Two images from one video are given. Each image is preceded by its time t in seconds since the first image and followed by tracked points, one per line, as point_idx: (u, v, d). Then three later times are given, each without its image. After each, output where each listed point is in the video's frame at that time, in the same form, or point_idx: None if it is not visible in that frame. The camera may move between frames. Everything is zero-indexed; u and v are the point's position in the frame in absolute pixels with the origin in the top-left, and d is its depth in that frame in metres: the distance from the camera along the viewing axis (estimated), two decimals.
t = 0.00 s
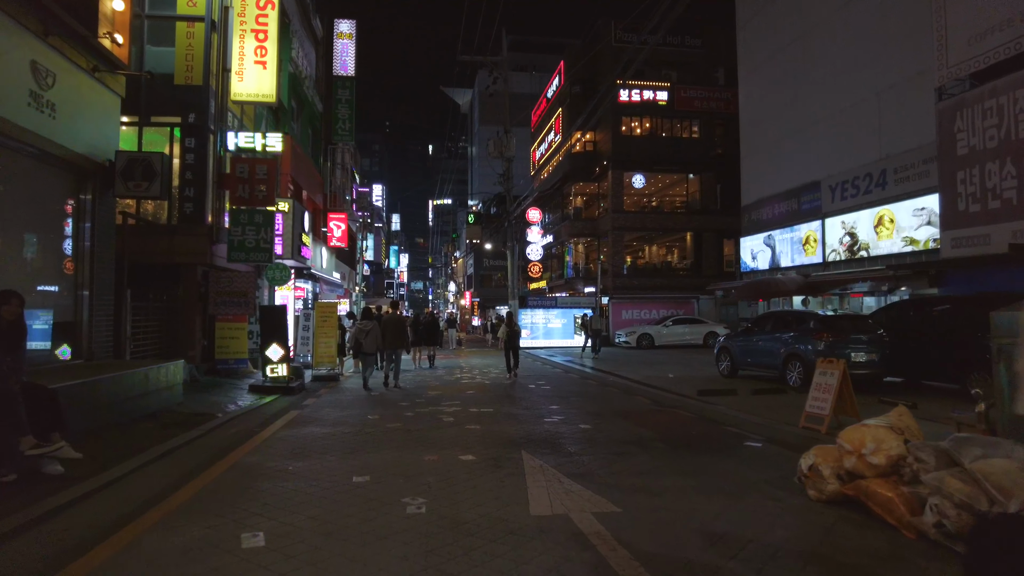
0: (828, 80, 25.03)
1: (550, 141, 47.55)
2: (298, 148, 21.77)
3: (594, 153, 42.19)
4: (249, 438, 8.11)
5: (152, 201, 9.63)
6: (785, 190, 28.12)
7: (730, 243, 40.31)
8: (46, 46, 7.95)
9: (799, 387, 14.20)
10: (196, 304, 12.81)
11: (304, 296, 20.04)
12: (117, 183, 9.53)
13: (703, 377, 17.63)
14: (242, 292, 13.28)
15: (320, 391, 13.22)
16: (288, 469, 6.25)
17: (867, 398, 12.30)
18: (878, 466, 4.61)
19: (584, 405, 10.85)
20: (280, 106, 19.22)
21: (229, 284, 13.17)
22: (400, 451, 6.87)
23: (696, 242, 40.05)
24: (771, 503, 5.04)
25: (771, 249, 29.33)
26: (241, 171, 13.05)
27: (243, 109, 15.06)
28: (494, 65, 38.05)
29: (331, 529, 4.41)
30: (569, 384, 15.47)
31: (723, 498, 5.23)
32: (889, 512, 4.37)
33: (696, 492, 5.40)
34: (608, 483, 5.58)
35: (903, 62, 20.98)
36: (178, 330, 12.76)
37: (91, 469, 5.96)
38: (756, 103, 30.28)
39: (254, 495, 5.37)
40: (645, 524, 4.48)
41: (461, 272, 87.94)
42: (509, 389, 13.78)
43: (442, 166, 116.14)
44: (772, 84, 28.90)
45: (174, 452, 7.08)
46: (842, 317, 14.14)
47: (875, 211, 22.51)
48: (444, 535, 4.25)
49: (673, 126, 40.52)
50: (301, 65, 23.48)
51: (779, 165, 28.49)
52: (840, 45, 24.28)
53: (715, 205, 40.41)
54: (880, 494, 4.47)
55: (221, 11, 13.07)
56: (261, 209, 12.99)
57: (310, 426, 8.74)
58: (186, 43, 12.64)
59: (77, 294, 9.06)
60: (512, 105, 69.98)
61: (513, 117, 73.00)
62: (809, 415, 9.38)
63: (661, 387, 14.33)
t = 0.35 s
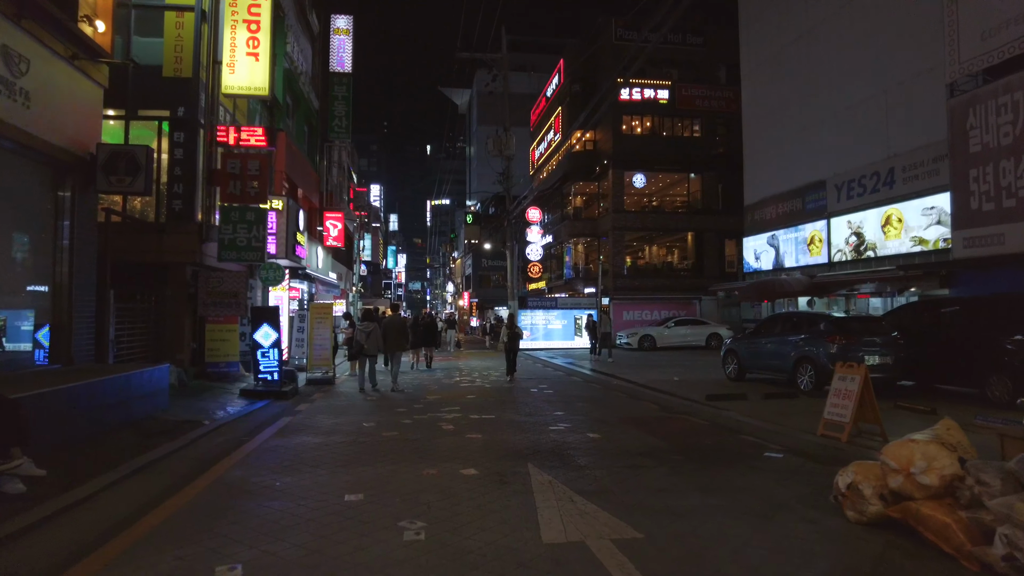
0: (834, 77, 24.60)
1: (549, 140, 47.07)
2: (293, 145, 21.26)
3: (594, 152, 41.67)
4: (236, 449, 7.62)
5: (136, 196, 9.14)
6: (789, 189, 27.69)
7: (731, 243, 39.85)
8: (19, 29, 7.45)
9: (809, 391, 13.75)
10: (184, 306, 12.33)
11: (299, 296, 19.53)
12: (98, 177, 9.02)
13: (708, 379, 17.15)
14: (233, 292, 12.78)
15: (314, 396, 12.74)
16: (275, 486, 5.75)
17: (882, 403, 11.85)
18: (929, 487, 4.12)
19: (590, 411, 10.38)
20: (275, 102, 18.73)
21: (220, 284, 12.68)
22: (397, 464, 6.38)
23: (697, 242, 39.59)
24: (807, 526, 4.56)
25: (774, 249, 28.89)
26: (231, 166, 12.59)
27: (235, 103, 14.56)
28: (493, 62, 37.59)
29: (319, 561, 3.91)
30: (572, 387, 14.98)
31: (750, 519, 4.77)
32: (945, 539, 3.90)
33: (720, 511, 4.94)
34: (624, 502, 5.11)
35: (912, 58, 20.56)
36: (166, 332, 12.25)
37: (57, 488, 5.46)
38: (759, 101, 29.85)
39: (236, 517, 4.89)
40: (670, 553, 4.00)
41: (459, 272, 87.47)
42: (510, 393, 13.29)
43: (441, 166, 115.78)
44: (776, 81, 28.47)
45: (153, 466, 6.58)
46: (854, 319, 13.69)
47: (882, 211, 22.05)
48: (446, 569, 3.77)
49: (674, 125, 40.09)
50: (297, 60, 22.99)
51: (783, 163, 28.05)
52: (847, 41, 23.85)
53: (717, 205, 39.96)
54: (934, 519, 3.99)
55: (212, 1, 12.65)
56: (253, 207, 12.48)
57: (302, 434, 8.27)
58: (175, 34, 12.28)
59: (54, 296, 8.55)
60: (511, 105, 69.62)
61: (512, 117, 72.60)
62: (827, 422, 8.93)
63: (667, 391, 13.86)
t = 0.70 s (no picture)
0: (837, 72, 24.11)
1: (546, 138, 46.49)
2: (283, 140, 20.63)
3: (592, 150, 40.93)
4: (214, 459, 7.05)
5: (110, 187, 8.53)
6: (790, 186, 27.21)
7: (731, 241, 39.37)
8: None
9: (819, 393, 13.24)
10: (166, 305, 11.72)
11: (289, 295, 18.92)
12: (69, 167, 8.42)
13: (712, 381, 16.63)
14: (217, 291, 12.15)
15: (302, 399, 12.19)
16: (252, 504, 5.19)
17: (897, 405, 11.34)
18: (998, 509, 3.57)
19: (593, 415, 9.84)
20: (263, 95, 18.12)
21: (203, 282, 12.05)
22: (387, 478, 5.82)
23: (696, 240, 39.08)
24: (850, 552, 4.02)
25: (775, 247, 28.40)
26: (216, 158, 11.95)
27: (221, 93, 13.95)
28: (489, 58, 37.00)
29: None
30: (572, 389, 14.43)
31: (783, 541, 4.25)
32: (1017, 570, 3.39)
33: (748, 533, 4.41)
34: (641, 523, 4.57)
35: (918, 51, 20.09)
36: (147, 333, 11.63)
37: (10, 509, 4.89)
38: (759, 97, 29.37)
39: (203, 544, 4.32)
40: None
41: (455, 272, 86.78)
42: (508, 395, 12.73)
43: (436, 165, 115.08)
44: (777, 77, 27.96)
45: (120, 481, 5.99)
46: (864, 317, 13.18)
47: (887, 208, 21.57)
48: None
49: (672, 122, 39.59)
50: (288, 53, 22.37)
51: (784, 160, 27.57)
52: (850, 35, 23.35)
53: (716, 203, 39.47)
54: (1004, 547, 3.46)
55: None
56: (238, 200, 11.90)
57: (287, 442, 7.71)
58: (157, 19, 11.51)
59: (19, 296, 7.91)
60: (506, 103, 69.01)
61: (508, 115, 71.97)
62: (846, 427, 8.42)
63: (672, 393, 13.34)
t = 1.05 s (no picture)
0: (846, 65, 23.58)
1: (546, 135, 45.94)
2: (279, 133, 20.07)
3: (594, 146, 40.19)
4: (199, 468, 6.51)
5: (89, 176, 7.98)
6: (797, 183, 26.70)
7: (734, 240, 38.86)
8: None
9: (836, 395, 12.69)
10: (154, 302, 11.15)
11: (285, 294, 18.37)
12: (45, 153, 7.87)
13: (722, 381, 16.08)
14: (208, 287, 11.55)
15: (297, 400, 11.68)
16: (235, 520, 4.66)
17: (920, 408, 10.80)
18: None
19: (605, 419, 9.29)
20: (258, 86, 17.55)
21: (194, 278, 11.45)
22: (385, 490, 5.29)
23: (699, 238, 38.55)
24: None
25: (782, 245, 27.88)
26: (207, 148, 11.44)
27: (212, 81, 13.38)
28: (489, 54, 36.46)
29: None
30: (578, 390, 13.90)
31: (836, 566, 3.73)
32: None
33: (795, 557, 3.88)
34: (673, 544, 4.05)
35: (931, 43, 19.54)
36: (134, 331, 11.06)
37: None
38: (765, 92, 28.82)
39: (177, 570, 3.79)
40: None
41: (454, 271, 86.17)
42: (512, 396, 12.19)
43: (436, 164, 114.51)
44: (784, 71, 27.43)
45: (93, 495, 5.45)
46: (883, 315, 12.66)
47: (899, 204, 21.03)
48: None
49: (675, 118, 39.03)
50: (284, 46, 21.80)
51: (791, 156, 27.02)
52: (859, 27, 22.81)
53: (719, 200, 38.92)
54: None
55: None
56: (230, 192, 11.40)
57: (279, 448, 7.17)
58: (144, 2, 10.93)
59: None
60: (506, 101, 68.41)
61: (508, 114, 71.38)
62: (876, 431, 7.87)
63: (684, 395, 12.80)
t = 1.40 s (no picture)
0: (856, 60, 23.11)
1: (548, 134, 45.47)
2: (276, 129, 19.61)
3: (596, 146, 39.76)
4: (183, 481, 6.03)
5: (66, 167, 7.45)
6: (805, 181, 26.22)
7: (738, 240, 38.41)
8: None
9: (853, 399, 12.21)
10: (143, 302, 10.65)
11: (281, 293, 17.91)
12: (20, 144, 7.36)
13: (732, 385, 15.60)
14: (198, 287, 11.09)
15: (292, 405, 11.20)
16: (214, 548, 4.16)
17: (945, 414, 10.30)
18: None
19: (617, 426, 8.81)
20: (254, 80, 17.09)
21: (184, 277, 10.98)
22: (382, 510, 4.81)
23: (703, 238, 38.08)
24: None
25: (789, 244, 27.41)
26: (197, 142, 10.92)
27: (203, 72, 12.88)
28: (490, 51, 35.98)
29: None
30: (585, 393, 13.42)
31: None
32: None
33: None
34: None
35: (945, 37, 19.05)
36: (122, 333, 10.54)
37: None
38: (771, 88, 28.34)
39: None
40: None
41: (454, 271, 85.66)
42: (517, 400, 11.73)
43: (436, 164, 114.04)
44: (791, 67, 26.97)
45: (63, 515, 4.96)
46: (902, 317, 12.18)
47: (910, 202, 20.52)
48: None
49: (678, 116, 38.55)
50: (283, 40, 21.34)
51: (799, 154, 26.53)
52: (870, 22, 22.34)
53: (723, 199, 38.45)
54: None
55: None
56: (221, 187, 10.94)
57: (272, 458, 6.69)
58: None
59: None
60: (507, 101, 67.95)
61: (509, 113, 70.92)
62: (906, 440, 7.35)
63: (696, 400, 12.32)
